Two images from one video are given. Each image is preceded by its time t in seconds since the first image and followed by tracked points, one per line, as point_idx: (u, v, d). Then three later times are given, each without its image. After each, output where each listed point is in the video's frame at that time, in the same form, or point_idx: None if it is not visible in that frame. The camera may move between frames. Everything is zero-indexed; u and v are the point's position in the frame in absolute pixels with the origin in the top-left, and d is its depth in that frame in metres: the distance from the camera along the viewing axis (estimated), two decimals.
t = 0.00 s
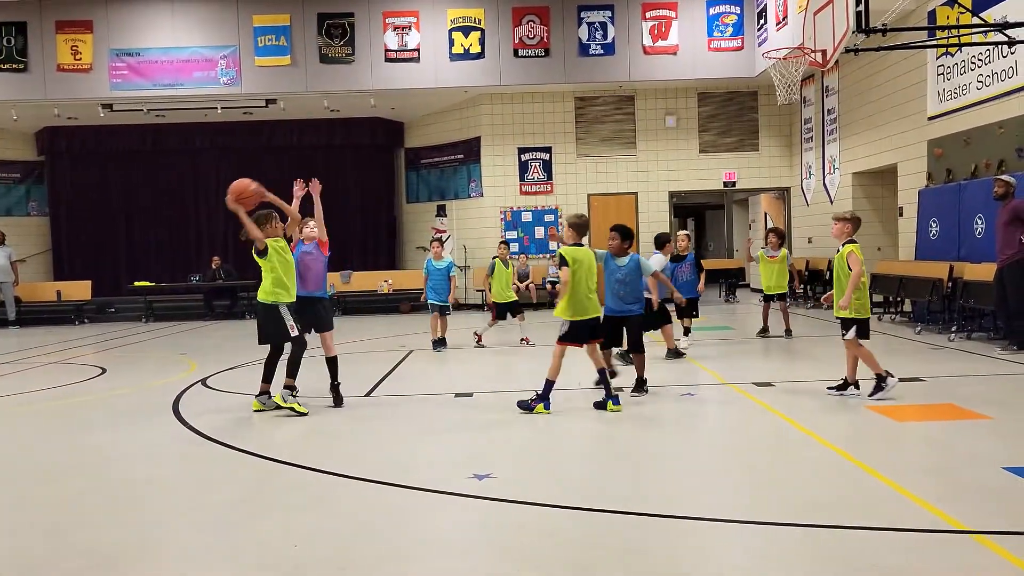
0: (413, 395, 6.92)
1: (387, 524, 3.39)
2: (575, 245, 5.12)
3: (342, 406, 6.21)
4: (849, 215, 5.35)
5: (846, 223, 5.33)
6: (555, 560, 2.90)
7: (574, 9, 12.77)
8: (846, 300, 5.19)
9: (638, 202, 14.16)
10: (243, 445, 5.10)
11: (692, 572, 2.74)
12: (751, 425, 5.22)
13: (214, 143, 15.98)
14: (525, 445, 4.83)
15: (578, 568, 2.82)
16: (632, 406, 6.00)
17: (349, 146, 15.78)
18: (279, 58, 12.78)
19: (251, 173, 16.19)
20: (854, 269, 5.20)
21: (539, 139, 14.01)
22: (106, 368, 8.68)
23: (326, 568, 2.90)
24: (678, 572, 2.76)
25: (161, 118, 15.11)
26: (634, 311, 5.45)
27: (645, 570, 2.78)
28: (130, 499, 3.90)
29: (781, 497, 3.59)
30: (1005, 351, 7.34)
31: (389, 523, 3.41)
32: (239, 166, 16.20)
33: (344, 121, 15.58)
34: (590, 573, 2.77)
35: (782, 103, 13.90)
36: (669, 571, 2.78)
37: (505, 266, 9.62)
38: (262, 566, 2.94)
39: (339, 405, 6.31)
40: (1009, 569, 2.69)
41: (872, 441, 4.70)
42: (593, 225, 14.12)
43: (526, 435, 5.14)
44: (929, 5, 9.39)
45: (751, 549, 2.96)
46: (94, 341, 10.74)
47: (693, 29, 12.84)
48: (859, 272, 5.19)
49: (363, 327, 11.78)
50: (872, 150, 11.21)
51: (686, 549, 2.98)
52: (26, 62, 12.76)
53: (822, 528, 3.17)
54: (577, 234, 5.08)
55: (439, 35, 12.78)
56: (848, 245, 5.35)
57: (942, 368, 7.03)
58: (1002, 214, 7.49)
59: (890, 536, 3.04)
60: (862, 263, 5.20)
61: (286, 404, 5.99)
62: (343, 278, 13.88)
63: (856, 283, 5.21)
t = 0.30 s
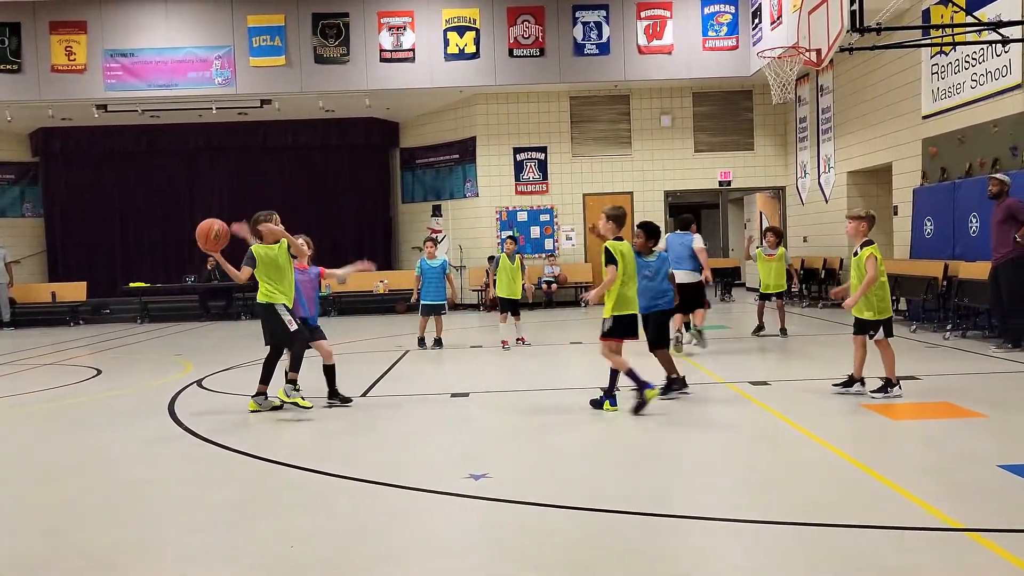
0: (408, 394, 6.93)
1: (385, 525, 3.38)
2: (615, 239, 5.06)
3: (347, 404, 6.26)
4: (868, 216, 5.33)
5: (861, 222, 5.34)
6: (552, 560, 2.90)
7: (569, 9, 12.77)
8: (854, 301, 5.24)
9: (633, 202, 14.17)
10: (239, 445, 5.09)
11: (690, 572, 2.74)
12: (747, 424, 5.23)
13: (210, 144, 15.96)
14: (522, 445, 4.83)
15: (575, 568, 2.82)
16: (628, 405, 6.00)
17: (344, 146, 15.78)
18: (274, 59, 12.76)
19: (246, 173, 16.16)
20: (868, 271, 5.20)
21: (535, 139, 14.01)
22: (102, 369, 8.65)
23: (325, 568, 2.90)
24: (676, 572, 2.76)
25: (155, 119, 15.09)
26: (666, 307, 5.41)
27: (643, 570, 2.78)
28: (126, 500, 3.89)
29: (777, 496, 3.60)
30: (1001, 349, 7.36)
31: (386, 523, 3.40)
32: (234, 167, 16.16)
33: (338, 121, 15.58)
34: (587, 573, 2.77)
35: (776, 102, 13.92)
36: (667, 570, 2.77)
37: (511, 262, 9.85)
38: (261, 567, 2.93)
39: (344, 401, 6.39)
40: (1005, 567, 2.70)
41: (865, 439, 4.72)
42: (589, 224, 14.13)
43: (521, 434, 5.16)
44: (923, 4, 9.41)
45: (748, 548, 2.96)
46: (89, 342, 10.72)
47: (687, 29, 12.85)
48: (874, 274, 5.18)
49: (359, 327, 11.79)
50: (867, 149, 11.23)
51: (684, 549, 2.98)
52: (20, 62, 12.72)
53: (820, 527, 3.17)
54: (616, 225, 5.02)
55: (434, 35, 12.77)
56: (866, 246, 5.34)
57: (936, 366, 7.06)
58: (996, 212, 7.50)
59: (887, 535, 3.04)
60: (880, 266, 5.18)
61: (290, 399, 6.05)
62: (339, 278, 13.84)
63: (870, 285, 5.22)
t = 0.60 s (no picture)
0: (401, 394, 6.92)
1: (377, 526, 3.36)
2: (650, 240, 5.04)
3: (354, 399, 6.41)
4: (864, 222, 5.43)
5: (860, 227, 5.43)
6: (544, 561, 2.88)
7: (562, 8, 12.78)
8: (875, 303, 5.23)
9: (626, 201, 14.18)
10: (231, 446, 5.07)
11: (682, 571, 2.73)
12: (740, 422, 5.23)
13: (203, 144, 15.92)
14: (515, 444, 4.82)
15: (567, 568, 2.81)
16: (622, 404, 6.00)
17: (337, 146, 15.76)
18: (266, 58, 12.74)
19: (240, 174, 16.12)
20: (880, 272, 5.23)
21: (528, 138, 14.02)
22: (95, 370, 8.61)
23: (317, 569, 2.89)
24: (667, 571, 2.75)
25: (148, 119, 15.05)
26: (684, 314, 5.48)
27: (636, 569, 2.78)
28: (117, 502, 3.87)
29: (769, 495, 3.60)
30: (992, 347, 7.38)
31: (379, 524, 3.39)
32: (227, 167, 16.11)
33: (332, 121, 15.57)
34: (579, 572, 2.76)
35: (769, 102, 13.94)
36: (658, 570, 2.77)
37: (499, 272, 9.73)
38: (252, 568, 2.92)
39: (350, 397, 6.52)
40: (996, 565, 2.70)
41: (857, 437, 4.72)
42: (583, 224, 14.14)
43: (514, 434, 5.15)
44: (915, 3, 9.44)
45: (740, 547, 2.95)
46: (82, 344, 10.67)
47: (679, 28, 12.87)
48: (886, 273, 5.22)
49: (352, 328, 11.77)
50: (859, 147, 11.26)
51: (676, 548, 2.97)
52: (11, 63, 12.68)
53: (813, 525, 3.17)
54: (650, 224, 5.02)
55: (427, 34, 12.76)
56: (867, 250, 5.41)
57: (928, 364, 7.07)
58: (988, 211, 7.51)
59: (879, 533, 3.04)
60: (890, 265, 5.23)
61: (295, 422, 5.55)
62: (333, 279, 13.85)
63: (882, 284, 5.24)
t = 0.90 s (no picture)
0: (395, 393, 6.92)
1: (372, 526, 3.35)
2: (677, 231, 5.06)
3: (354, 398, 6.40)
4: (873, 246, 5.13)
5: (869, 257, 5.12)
6: (540, 561, 2.87)
7: (555, 7, 12.77)
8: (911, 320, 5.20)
9: (620, 200, 14.19)
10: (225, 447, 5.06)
11: (678, 571, 2.73)
12: (733, 420, 5.24)
13: (197, 144, 15.88)
14: (509, 444, 4.82)
15: (563, 567, 2.81)
16: (616, 403, 6.00)
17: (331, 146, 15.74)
18: (258, 58, 12.71)
19: (234, 173, 16.09)
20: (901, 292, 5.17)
21: (522, 137, 14.03)
22: (88, 371, 8.57)
23: (311, 569, 2.89)
24: (663, 570, 2.74)
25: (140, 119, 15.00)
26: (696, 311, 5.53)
27: (632, 569, 2.77)
28: (110, 504, 3.85)
29: (763, 492, 3.61)
30: (985, 344, 7.40)
31: (374, 524, 3.38)
32: (221, 167, 16.07)
33: (325, 121, 15.55)
34: (575, 571, 2.76)
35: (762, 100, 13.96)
36: (654, 569, 2.76)
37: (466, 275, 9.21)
38: (245, 569, 2.91)
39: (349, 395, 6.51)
40: (991, 562, 2.70)
41: (850, 435, 4.73)
42: (577, 223, 14.16)
43: (507, 433, 5.15)
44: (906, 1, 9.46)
45: (735, 545, 2.95)
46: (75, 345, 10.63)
47: (672, 27, 12.88)
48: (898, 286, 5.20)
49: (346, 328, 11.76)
50: (852, 145, 11.28)
51: (672, 546, 2.97)
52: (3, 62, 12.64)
53: (809, 523, 3.17)
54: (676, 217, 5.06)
55: (420, 33, 12.75)
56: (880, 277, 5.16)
57: (920, 362, 7.09)
58: (980, 209, 7.53)
59: (874, 531, 3.05)
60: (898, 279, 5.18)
61: (290, 421, 5.57)
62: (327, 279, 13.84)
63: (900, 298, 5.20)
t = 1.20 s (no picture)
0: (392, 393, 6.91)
1: (371, 527, 3.34)
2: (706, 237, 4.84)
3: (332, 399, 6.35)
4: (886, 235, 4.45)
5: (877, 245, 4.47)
6: (539, 560, 2.87)
7: (551, 5, 12.76)
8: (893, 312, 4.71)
9: (617, 199, 14.20)
10: (222, 447, 5.06)
11: (678, 570, 2.72)
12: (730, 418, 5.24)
13: (193, 144, 15.86)
14: (506, 443, 4.82)
15: (561, 566, 2.81)
16: (614, 402, 6.00)
17: (328, 145, 15.73)
18: (254, 57, 12.70)
19: (230, 173, 16.08)
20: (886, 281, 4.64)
21: (518, 136, 14.03)
22: (85, 372, 8.56)
23: (308, 570, 2.88)
24: (663, 569, 2.74)
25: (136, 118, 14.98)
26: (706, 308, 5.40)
27: (631, 567, 2.77)
28: (107, 505, 3.83)
29: (761, 490, 3.61)
30: (982, 341, 7.42)
31: (372, 524, 3.37)
32: (217, 167, 16.05)
33: (321, 120, 15.54)
34: (574, 571, 2.76)
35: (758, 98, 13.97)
36: (653, 568, 2.76)
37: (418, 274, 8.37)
38: (242, 569, 2.91)
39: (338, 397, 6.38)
40: (989, 558, 2.71)
41: (846, 433, 4.74)
42: (574, 222, 14.16)
43: (504, 432, 5.15)
44: None
45: (734, 544, 2.95)
46: (71, 345, 10.61)
47: (668, 25, 12.87)
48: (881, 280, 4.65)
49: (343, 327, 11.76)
50: (849, 143, 11.29)
51: (670, 546, 2.97)
52: None
53: (807, 522, 3.16)
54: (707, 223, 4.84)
55: (416, 32, 12.74)
56: (884, 270, 4.45)
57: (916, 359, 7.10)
58: (976, 206, 7.53)
59: (873, 529, 3.05)
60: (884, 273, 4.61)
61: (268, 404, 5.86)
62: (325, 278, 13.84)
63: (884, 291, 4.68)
